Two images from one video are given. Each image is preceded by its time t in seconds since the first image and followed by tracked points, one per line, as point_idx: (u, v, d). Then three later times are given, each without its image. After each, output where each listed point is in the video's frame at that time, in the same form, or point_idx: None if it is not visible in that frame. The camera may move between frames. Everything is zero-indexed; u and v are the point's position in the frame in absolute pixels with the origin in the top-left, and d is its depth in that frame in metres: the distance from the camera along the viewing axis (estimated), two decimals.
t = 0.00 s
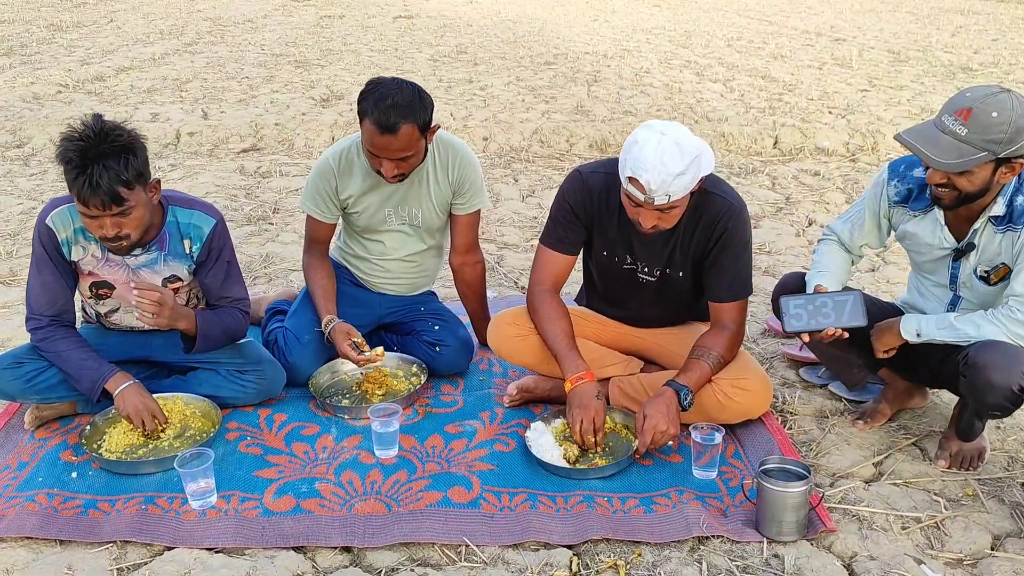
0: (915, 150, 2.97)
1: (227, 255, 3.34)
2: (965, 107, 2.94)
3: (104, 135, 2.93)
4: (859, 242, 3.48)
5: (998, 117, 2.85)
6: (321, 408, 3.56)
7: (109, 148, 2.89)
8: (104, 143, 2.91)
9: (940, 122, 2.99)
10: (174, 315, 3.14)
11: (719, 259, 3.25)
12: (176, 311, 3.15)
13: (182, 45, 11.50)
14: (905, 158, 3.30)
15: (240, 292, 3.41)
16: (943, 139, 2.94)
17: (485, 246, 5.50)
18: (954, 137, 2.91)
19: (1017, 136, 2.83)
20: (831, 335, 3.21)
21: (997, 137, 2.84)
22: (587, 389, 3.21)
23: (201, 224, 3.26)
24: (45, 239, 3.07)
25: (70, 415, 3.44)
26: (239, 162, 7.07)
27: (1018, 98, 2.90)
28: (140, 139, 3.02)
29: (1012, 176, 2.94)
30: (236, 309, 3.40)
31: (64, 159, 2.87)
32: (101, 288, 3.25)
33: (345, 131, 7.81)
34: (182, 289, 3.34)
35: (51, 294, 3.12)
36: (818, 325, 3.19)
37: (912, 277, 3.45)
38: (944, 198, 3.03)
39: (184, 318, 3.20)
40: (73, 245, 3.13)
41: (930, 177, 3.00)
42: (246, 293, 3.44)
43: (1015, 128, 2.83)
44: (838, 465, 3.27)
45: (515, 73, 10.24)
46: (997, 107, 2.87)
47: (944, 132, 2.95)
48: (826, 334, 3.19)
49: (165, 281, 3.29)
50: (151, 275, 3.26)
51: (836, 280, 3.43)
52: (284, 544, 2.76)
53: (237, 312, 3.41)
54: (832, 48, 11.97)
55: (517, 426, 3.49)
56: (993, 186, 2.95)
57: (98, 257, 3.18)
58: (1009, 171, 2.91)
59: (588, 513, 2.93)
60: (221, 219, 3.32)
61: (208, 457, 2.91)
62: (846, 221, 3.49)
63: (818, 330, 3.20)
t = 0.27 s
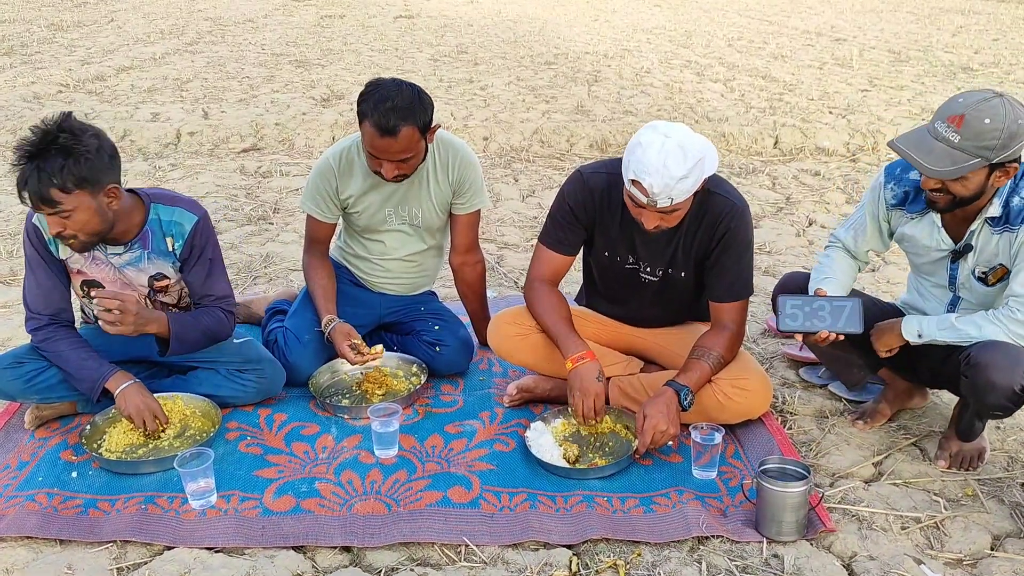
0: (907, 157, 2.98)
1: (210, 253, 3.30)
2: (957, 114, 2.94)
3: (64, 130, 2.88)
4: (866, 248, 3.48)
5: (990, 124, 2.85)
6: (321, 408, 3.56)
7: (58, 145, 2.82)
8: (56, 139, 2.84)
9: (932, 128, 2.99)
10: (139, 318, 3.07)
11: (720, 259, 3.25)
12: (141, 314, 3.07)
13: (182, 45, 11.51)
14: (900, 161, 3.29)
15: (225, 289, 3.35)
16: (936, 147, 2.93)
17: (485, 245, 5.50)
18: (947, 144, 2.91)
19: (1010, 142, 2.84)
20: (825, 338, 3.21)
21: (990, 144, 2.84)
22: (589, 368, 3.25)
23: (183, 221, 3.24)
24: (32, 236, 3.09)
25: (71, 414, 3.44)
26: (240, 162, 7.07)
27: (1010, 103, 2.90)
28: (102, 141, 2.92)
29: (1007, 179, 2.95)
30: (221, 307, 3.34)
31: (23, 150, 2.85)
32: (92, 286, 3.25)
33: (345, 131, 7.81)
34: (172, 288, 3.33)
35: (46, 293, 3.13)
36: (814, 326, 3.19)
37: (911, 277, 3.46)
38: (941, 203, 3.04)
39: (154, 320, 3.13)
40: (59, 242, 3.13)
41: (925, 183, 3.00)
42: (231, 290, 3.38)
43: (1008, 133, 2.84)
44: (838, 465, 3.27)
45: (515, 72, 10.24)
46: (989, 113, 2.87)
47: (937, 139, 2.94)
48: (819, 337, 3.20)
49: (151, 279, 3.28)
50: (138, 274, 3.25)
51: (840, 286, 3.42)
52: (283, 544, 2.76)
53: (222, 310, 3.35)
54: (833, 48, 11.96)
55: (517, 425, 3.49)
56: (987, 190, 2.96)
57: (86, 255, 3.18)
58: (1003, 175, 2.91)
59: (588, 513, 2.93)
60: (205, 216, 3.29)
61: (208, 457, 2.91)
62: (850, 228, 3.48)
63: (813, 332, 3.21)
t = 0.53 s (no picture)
0: (904, 161, 2.98)
1: (174, 246, 3.17)
2: (953, 116, 2.94)
3: None
4: (870, 249, 3.47)
5: (986, 125, 2.84)
6: (321, 407, 3.56)
7: None
8: None
9: (928, 131, 2.99)
10: (94, 330, 2.99)
11: (720, 259, 3.25)
12: (95, 324, 2.99)
13: (183, 44, 11.51)
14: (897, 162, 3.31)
15: (198, 280, 3.23)
16: (932, 150, 2.93)
17: (486, 245, 5.50)
18: (944, 147, 2.91)
19: (1006, 143, 2.83)
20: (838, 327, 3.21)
21: (986, 145, 2.84)
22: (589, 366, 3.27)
23: (138, 217, 3.11)
24: None
25: (71, 413, 3.44)
26: (240, 161, 7.07)
27: (1005, 104, 2.90)
28: (38, 144, 2.78)
29: (1004, 179, 2.94)
30: (198, 299, 3.23)
31: None
32: (70, 284, 3.20)
33: (346, 130, 7.81)
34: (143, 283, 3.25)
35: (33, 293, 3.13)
36: (830, 312, 3.19)
37: (911, 277, 3.46)
38: (938, 205, 3.04)
39: (116, 327, 3.06)
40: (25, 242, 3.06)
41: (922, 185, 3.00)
42: (206, 281, 3.26)
43: (1003, 134, 2.83)
44: (838, 464, 3.27)
45: (516, 72, 10.24)
46: (984, 115, 2.87)
47: (933, 142, 2.95)
48: (834, 323, 3.18)
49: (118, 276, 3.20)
50: (104, 273, 3.17)
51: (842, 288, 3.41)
52: (283, 543, 2.76)
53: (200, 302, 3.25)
54: (834, 47, 11.95)
55: (517, 425, 3.49)
56: (984, 190, 2.96)
57: (57, 255, 3.09)
58: (1000, 175, 2.91)
59: (588, 512, 2.92)
60: (161, 209, 3.16)
61: (208, 456, 2.91)
62: (852, 230, 3.49)
63: (826, 319, 3.20)
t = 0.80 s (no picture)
0: (904, 170, 2.96)
1: (131, 234, 3.08)
2: (949, 122, 2.92)
3: None
4: (871, 248, 3.48)
5: (984, 130, 2.83)
6: (322, 405, 3.57)
7: None
8: None
9: (924, 137, 2.98)
10: (53, 331, 2.90)
11: (720, 258, 3.25)
12: (53, 325, 2.90)
13: (185, 42, 11.52)
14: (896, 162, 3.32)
15: (161, 264, 3.12)
16: (930, 157, 2.92)
17: (488, 244, 5.51)
18: (942, 153, 2.90)
19: (1004, 147, 2.83)
20: (840, 328, 3.23)
21: (984, 151, 2.84)
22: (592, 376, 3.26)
23: (91, 213, 3.04)
24: None
25: (72, 411, 3.45)
26: (242, 159, 7.08)
27: (1000, 107, 2.89)
28: None
29: (1002, 180, 2.94)
30: (165, 282, 3.11)
31: None
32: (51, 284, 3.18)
33: (348, 129, 7.81)
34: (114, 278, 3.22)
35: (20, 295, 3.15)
36: (833, 313, 3.22)
37: (911, 277, 3.46)
38: (936, 209, 3.04)
39: (80, 326, 2.96)
40: None
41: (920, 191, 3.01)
42: (170, 264, 3.15)
43: (1001, 139, 2.83)
44: (838, 463, 3.27)
45: (518, 71, 10.24)
46: (980, 120, 2.86)
47: (931, 149, 2.93)
48: (836, 324, 3.21)
49: (88, 274, 3.17)
50: (73, 272, 3.15)
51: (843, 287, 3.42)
52: (285, 541, 2.77)
53: (168, 284, 3.13)
54: (836, 47, 11.94)
55: (518, 423, 3.49)
56: (983, 193, 2.96)
57: (28, 256, 3.07)
58: (998, 177, 2.91)
59: (589, 511, 2.93)
60: (111, 201, 3.08)
61: (210, 454, 2.91)
62: (853, 230, 3.49)
63: (829, 319, 3.23)
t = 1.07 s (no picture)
0: (905, 170, 2.96)
1: (97, 226, 3.00)
2: (952, 122, 2.92)
3: None
4: (873, 245, 3.47)
5: (986, 131, 2.83)
6: (325, 403, 3.57)
7: None
8: None
9: (926, 136, 2.97)
10: (24, 330, 2.86)
11: (722, 255, 3.25)
12: (24, 324, 2.86)
13: (188, 40, 11.52)
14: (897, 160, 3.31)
15: (129, 250, 2.99)
16: (932, 157, 2.92)
17: (490, 242, 5.51)
18: (944, 154, 2.89)
19: (1006, 147, 2.83)
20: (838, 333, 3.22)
21: (987, 151, 2.83)
22: (598, 383, 3.21)
23: (62, 212, 3.01)
24: None
25: (76, 408, 3.46)
26: (245, 157, 7.08)
27: (1003, 107, 2.88)
28: None
29: (1002, 179, 2.94)
30: (136, 268, 2.99)
31: None
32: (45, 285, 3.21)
33: (351, 127, 7.82)
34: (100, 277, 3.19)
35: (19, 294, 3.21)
36: (830, 320, 3.20)
37: (913, 275, 3.46)
38: (937, 210, 3.04)
39: (51, 324, 2.90)
40: None
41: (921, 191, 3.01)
42: (142, 249, 3.02)
43: (1003, 139, 2.82)
44: (841, 462, 3.27)
45: (521, 69, 10.24)
46: (983, 120, 2.85)
47: (933, 149, 2.93)
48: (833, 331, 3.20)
49: (74, 274, 3.16)
50: (60, 273, 3.14)
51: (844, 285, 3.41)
52: (288, 538, 2.77)
53: (141, 270, 3.00)
54: (839, 45, 11.93)
55: (521, 421, 3.50)
56: (983, 192, 2.96)
57: (15, 259, 3.11)
58: (999, 177, 2.91)
59: (591, 508, 2.93)
60: (80, 198, 3.04)
61: (213, 451, 2.92)
62: (855, 228, 3.49)
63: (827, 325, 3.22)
